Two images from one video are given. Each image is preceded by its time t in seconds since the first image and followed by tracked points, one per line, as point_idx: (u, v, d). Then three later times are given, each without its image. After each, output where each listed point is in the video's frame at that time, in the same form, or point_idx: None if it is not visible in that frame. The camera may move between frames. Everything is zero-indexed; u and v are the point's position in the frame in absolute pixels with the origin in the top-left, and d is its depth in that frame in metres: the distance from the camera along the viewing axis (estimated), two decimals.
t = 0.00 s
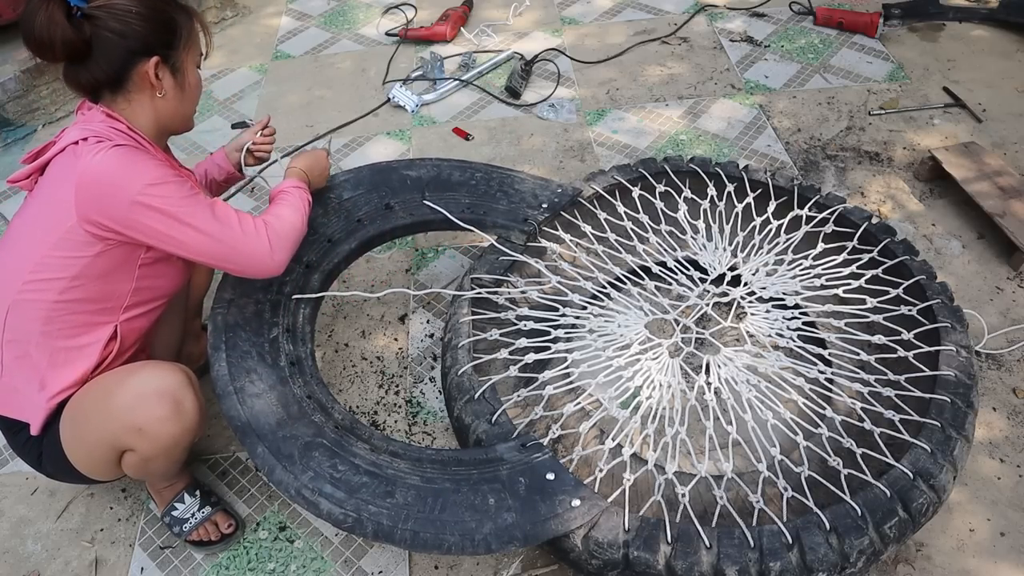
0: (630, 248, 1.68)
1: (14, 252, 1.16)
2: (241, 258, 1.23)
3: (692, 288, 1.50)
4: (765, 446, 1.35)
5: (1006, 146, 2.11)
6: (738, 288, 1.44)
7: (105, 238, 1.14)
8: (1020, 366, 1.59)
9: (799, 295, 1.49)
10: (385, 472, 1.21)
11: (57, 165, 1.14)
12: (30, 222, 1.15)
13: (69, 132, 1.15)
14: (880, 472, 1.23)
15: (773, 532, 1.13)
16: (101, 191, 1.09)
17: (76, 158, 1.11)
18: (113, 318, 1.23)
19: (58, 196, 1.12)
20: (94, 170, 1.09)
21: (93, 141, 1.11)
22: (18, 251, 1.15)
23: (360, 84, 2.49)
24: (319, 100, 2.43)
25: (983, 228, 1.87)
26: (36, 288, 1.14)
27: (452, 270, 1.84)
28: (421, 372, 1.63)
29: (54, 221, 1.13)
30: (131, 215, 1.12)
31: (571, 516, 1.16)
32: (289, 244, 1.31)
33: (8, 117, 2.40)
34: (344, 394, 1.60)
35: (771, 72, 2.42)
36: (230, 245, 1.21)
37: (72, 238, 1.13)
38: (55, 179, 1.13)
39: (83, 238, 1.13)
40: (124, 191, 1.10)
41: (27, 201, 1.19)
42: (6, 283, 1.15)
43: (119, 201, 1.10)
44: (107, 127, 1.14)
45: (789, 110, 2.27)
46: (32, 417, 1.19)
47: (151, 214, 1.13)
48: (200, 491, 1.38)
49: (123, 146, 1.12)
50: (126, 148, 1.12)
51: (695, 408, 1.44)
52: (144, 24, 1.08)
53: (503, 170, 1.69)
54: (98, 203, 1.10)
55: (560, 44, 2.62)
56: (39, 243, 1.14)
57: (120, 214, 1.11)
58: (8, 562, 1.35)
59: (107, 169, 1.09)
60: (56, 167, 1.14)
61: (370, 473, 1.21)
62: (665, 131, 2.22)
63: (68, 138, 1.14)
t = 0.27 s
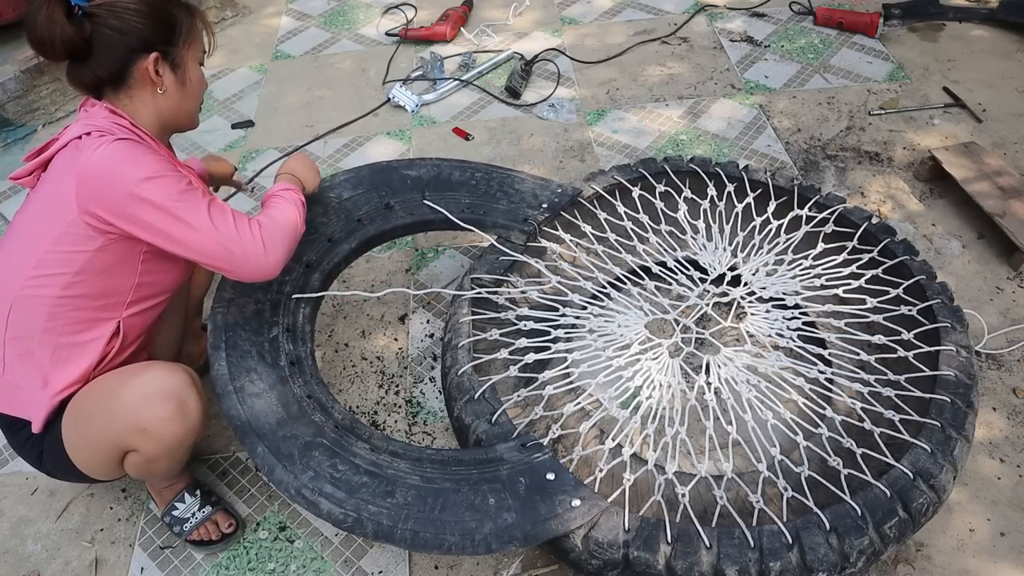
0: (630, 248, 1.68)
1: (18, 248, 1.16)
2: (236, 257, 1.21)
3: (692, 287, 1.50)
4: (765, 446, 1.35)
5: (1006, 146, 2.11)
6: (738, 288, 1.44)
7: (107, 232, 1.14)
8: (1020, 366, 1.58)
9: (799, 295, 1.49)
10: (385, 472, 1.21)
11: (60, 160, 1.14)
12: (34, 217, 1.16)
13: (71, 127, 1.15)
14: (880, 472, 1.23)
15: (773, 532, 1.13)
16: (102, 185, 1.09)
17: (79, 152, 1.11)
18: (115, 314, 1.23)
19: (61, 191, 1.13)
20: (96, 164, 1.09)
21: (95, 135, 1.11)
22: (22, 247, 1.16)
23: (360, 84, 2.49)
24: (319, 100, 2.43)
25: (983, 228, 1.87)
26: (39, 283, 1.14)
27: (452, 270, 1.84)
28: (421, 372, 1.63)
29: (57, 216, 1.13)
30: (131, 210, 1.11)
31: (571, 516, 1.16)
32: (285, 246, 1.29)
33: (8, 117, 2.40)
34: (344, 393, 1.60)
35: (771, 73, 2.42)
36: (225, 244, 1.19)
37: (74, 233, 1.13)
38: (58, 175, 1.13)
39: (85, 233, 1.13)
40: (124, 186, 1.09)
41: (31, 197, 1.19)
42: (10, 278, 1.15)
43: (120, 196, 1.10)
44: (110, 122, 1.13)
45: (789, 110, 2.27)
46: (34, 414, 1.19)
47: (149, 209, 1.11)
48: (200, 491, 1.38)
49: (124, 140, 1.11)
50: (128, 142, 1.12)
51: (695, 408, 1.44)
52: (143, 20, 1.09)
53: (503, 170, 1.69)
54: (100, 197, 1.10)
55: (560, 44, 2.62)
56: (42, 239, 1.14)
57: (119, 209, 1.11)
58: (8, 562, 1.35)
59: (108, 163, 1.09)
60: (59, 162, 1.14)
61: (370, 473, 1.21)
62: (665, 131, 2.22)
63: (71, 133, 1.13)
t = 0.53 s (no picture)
0: (630, 248, 1.68)
1: (18, 244, 1.17)
2: (241, 245, 1.23)
3: (691, 287, 1.50)
4: (765, 446, 1.35)
5: (1006, 146, 2.11)
6: (738, 288, 1.44)
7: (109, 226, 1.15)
8: (1020, 366, 1.58)
9: (799, 295, 1.49)
10: (385, 472, 1.21)
11: (61, 156, 1.15)
12: (34, 214, 1.16)
13: (71, 125, 1.16)
14: (880, 472, 1.23)
15: (773, 532, 1.13)
16: (105, 177, 1.11)
17: (80, 147, 1.12)
18: (116, 310, 1.23)
19: (62, 186, 1.14)
20: (98, 156, 1.10)
21: (96, 130, 1.12)
22: (22, 243, 1.16)
23: (360, 84, 2.49)
24: (319, 100, 2.43)
25: (983, 228, 1.87)
26: (40, 278, 1.14)
27: (452, 270, 1.84)
28: (421, 372, 1.63)
29: (58, 210, 1.14)
30: (134, 202, 1.12)
31: (571, 516, 1.16)
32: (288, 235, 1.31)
33: (8, 117, 2.40)
34: (344, 393, 1.60)
35: (771, 72, 2.42)
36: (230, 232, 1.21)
37: (75, 227, 1.14)
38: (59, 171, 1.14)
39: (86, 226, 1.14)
40: (128, 177, 1.11)
41: (30, 195, 1.20)
42: (10, 275, 1.15)
43: (123, 188, 1.11)
44: (110, 118, 1.15)
45: (789, 110, 2.27)
46: (34, 412, 1.18)
47: (155, 199, 1.13)
48: (201, 490, 1.38)
49: (126, 135, 1.13)
50: (129, 136, 1.13)
51: (695, 408, 1.44)
52: (139, 18, 1.10)
53: (503, 170, 1.69)
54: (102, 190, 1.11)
55: (560, 44, 2.62)
56: (42, 235, 1.14)
57: (123, 200, 1.12)
58: (8, 562, 1.35)
59: (111, 156, 1.11)
60: (60, 159, 1.15)
61: (370, 473, 1.21)
62: (665, 131, 2.22)
63: (71, 130, 1.15)
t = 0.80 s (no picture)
0: (630, 248, 1.68)
1: (29, 230, 1.18)
2: (233, 258, 1.20)
3: (692, 288, 1.50)
4: (765, 446, 1.35)
5: (1006, 146, 2.11)
6: (738, 288, 1.44)
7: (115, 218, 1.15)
8: (1020, 366, 1.58)
9: (799, 295, 1.49)
10: (385, 472, 1.21)
11: (77, 145, 1.16)
12: (46, 200, 1.17)
13: (91, 115, 1.17)
14: (880, 472, 1.23)
15: (773, 532, 1.13)
16: (116, 167, 1.11)
17: (96, 137, 1.13)
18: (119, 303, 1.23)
19: (75, 175, 1.15)
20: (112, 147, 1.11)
21: (114, 122, 1.13)
22: (32, 229, 1.17)
23: (360, 84, 2.49)
24: (319, 100, 2.43)
25: (983, 228, 1.87)
26: (45, 264, 1.15)
27: (452, 270, 1.84)
28: (421, 372, 1.63)
29: (69, 199, 1.15)
30: (139, 196, 1.12)
31: (571, 516, 1.16)
32: (287, 258, 1.28)
33: (8, 117, 2.40)
34: (344, 394, 1.60)
35: (770, 72, 2.42)
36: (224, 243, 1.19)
37: (83, 216, 1.15)
38: (75, 159, 1.16)
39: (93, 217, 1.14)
40: (138, 169, 1.11)
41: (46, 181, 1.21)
42: (18, 259, 1.17)
43: (130, 180, 1.12)
44: (129, 111, 1.16)
45: (788, 110, 2.27)
46: (31, 400, 1.19)
47: (161, 195, 1.12)
48: (201, 490, 1.38)
49: (143, 128, 1.14)
50: (144, 129, 1.14)
51: (695, 408, 1.44)
52: (158, 17, 1.11)
53: (503, 170, 1.69)
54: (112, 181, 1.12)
55: (560, 44, 2.62)
56: (52, 221, 1.16)
57: (131, 192, 1.12)
58: (8, 562, 1.35)
59: (126, 146, 1.11)
60: (76, 147, 1.16)
61: (370, 473, 1.21)
62: (665, 131, 2.22)
63: (91, 120, 1.16)
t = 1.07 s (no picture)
0: (630, 248, 1.68)
1: (43, 205, 1.20)
2: (242, 242, 1.20)
3: (692, 287, 1.50)
4: (765, 446, 1.35)
5: (1006, 146, 2.11)
6: (738, 288, 1.44)
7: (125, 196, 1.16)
8: (1020, 366, 1.58)
9: (799, 295, 1.49)
10: (385, 472, 1.21)
11: (99, 125, 1.19)
12: (62, 177, 1.19)
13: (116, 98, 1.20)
14: (880, 472, 1.23)
15: (773, 532, 1.13)
16: (134, 148, 1.13)
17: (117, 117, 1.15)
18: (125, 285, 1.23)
19: (91, 153, 1.16)
20: (131, 126, 1.13)
21: (137, 104, 1.16)
22: (47, 204, 1.19)
23: (360, 84, 2.49)
24: (319, 100, 2.43)
25: (983, 228, 1.87)
26: (55, 238, 1.16)
27: (452, 270, 1.84)
28: (421, 372, 1.63)
29: (83, 175, 1.16)
30: (152, 174, 1.13)
31: (571, 516, 1.16)
32: (297, 257, 1.27)
33: (8, 117, 2.40)
34: (344, 394, 1.60)
35: (771, 72, 2.42)
36: (235, 226, 1.19)
37: (95, 194, 1.15)
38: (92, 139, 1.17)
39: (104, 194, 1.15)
40: (154, 150, 1.13)
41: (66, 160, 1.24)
42: (30, 232, 1.18)
43: (144, 158, 1.13)
44: (152, 96, 1.18)
45: (789, 110, 2.27)
46: (28, 375, 1.18)
47: (174, 177, 1.14)
48: (201, 490, 1.38)
49: (164, 111, 1.16)
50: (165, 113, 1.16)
51: (695, 408, 1.44)
52: (186, 16, 1.15)
53: (503, 170, 1.69)
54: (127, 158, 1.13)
55: (560, 44, 2.62)
56: (65, 199, 1.17)
57: (145, 172, 1.13)
58: (8, 562, 1.35)
59: (145, 129, 1.13)
60: (97, 127, 1.19)
61: (370, 473, 1.21)
62: (665, 131, 2.22)
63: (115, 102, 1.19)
